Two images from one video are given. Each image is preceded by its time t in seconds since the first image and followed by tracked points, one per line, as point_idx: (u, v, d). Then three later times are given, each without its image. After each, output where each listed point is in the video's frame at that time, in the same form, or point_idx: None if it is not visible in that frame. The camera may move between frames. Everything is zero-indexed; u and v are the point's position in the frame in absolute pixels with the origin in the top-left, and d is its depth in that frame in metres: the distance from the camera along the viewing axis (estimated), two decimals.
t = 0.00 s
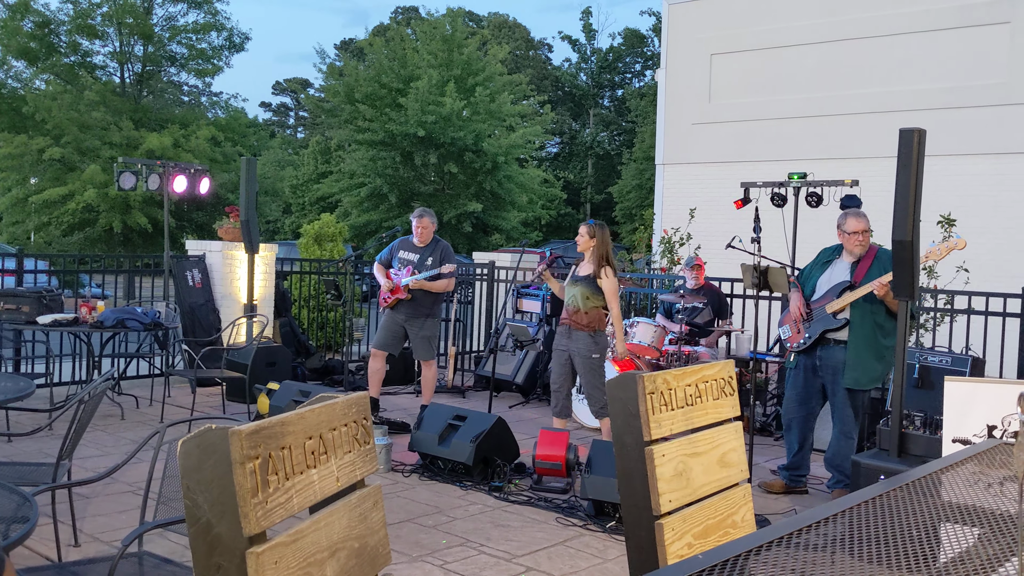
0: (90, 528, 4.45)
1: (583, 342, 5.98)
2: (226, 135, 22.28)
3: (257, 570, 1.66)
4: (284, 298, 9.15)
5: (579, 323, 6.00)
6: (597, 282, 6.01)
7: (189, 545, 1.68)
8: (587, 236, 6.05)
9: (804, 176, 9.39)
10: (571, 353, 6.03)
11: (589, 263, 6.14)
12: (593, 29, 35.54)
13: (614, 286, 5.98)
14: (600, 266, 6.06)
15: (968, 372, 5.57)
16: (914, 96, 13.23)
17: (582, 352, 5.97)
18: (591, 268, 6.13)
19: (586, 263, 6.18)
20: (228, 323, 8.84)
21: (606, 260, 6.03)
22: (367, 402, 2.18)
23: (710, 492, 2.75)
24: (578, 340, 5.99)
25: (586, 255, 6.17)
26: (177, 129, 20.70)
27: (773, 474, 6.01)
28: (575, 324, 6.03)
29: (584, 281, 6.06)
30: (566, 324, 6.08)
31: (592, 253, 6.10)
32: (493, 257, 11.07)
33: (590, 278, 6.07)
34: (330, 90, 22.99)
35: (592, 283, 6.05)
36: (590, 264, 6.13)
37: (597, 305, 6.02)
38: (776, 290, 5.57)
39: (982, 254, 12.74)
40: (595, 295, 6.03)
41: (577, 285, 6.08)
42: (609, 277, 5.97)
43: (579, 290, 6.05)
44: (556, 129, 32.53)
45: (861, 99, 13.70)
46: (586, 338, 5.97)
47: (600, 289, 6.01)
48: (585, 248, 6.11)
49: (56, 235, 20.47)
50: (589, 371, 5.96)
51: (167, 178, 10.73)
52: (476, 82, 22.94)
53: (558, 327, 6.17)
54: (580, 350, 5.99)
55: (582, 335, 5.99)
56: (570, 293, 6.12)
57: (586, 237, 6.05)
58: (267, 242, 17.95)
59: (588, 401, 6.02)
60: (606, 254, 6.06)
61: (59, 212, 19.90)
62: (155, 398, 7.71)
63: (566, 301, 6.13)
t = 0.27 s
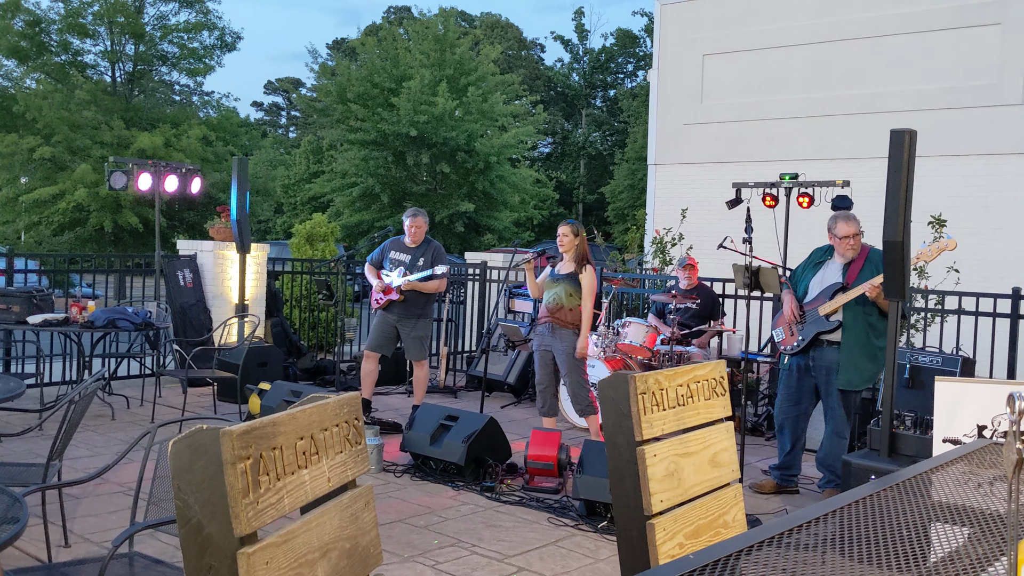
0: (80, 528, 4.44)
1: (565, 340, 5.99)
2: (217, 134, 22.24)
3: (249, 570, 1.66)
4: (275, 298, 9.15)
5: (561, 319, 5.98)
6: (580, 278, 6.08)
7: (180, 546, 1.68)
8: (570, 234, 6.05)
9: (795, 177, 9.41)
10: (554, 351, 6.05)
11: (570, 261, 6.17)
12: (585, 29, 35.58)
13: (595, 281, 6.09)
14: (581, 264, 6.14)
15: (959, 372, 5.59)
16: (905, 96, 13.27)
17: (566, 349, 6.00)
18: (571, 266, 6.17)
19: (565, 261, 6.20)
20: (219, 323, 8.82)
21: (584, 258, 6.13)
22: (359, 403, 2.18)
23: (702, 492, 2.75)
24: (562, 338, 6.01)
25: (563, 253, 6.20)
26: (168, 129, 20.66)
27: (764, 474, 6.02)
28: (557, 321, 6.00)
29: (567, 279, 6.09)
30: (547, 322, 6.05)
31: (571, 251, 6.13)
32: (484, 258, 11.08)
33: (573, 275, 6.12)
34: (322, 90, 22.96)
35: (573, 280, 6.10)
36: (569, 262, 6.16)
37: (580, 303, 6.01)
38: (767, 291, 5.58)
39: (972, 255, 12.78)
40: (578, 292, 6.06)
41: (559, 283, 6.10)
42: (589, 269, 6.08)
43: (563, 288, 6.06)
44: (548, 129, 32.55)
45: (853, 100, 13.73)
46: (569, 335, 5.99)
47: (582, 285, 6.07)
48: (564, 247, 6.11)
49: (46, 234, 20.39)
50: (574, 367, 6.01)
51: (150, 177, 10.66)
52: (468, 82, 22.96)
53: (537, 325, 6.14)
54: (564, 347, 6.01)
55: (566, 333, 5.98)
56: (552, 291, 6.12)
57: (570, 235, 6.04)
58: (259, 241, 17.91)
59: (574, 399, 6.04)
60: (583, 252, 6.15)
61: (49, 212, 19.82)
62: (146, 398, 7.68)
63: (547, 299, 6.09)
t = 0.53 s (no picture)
0: (72, 529, 4.42)
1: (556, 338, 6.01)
2: (210, 134, 22.17)
3: (241, 571, 1.65)
4: (267, 298, 9.15)
5: (548, 317, 6.05)
6: (564, 275, 6.10)
7: (172, 547, 1.67)
8: (553, 233, 6.08)
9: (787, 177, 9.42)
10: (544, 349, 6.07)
11: (551, 259, 6.17)
12: (578, 29, 35.58)
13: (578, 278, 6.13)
14: (562, 262, 6.16)
15: (951, 372, 5.60)
16: (898, 97, 13.29)
17: (556, 347, 6.01)
18: (553, 264, 6.18)
19: (546, 260, 6.19)
20: (211, 323, 8.80)
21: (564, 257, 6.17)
22: (352, 403, 2.17)
23: (694, 492, 2.75)
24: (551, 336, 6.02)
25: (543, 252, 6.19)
26: (160, 129, 20.60)
27: (757, 474, 6.03)
28: (545, 320, 6.05)
29: (551, 277, 6.10)
30: (534, 321, 6.09)
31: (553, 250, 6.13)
32: (478, 258, 11.07)
33: (557, 273, 6.13)
34: (315, 90, 22.92)
35: (557, 278, 6.12)
36: (550, 262, 6.16)
37: (566, 301, 6.08)
38: (759, 291, 5.60)
39: (964, 255, 12.83)
40: (563, 290, 6.11)
41: (544, 281, 6.12)
42: (572, 265, 6.10)
43: (549, 288, 6.08)
44: (541, 129, 32.56)
45: (845, 100, 13.76)
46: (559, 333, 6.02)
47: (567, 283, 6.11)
48: (546, 246, 6.10)
49: (38, 234, 20.32)
50: (563, 365, 6.01)
51: (141, 177, 10.62)
52: (461, 82, 22.96)
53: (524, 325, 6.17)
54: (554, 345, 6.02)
55: (554, 330, 5.98)
56: (536, 290, 6.12)
57: (553, 234, 6.06)
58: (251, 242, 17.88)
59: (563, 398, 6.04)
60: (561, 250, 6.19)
61: (41, 212, 19.75)
62: (138, 399, 7.67)
63: (533, 298, 6.12)
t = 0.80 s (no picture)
0: (65, 530, 4.41)
1: (551, 337, 6.05)
2: (203, 133, 22.14)
3: (234, 571, 1.64)
4: (261, 298, 9.14)
5: (542, 318, 6.03)
6: (553, 274, 6.09)
7: (164, 547, 1.67)
8: (536, 232, 6.09)
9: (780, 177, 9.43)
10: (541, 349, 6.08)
11: (535, 259, 6.13)
12: (572, 29, 35.60)
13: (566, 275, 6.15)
14: (547, 261, 6.14)
15: (943, 372, 5.60)
16: (890, 97, 13.32)
17: (552, 346, 6.04)
18: (537, 263, 6.14)
19: (530, 260, 6.15)
20: (204, 323, 8.79)
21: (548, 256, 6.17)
22: (345, 403, 2.17)
23: (688, 492, 2.75)
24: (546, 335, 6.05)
25: (526, 253, 6.16)
26: (153, 128, 20.56)
27: (750, 474, 6.04)
28: (541, 319, 6.03)
29: (541, 276, 6.06)
30: (527, 322, 6.06)
31: (537, 250, 6.12)
32: (471, 258, 11.07)
33: (545, 272, 6.10)
34: (308, 89, 22.90)
35: (546, 277, 6.10)
36: (535, 261, 6.13)
37: (558, 299, 6.08)
38: (753, 290, 5.64)
39: (956, 255, 12.87)
40: (553, 288, 6.10)
41: (534, 281, 6.06)
42: (559, 263, 6.11)
43: (540, 287, 6.05)
44: (535, 129, 32.58)
45: (839, 100, 13.79)
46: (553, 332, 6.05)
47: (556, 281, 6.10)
48: (530, 246, 6.11)
49: (30, 234, 20.25)
50: (558, 364, 6.04)
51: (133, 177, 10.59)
52: (454, 82, 22.95)
53: (515, 326, 6.14)
54: (551, 344, 6.05)
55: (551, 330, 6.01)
56: (527, 291, 6.06)
57: (538, 233, 6.07)
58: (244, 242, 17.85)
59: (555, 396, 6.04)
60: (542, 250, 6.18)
61: (33, 212, 19.69)
62: (131, 399, 7.65)
63: (524, 299, 6.07)
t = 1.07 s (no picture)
0: (58, 531, 4.39)
1: (548, 336, 6.06)
2: (197, 133, 22.08)
3: (228, 571, 1.64)
4: (255, 298, 9.12)
5: (539, 319, 6.03)
6: (547, 274, 6.16)
7: (158, 548, 1.67)
8: (526, 232, 6.08)
9: (774, 177, 9.44)
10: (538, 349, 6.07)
11: (528, 260, 6.18)
12: (567, 30, 35.61)
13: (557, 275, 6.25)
14: (539, 262, 6.21)
15: (937, 372, 5.62)
16: (884, 98, 13.35)
17: (548, 344, 6.05)
18: (530, 265, 6.20)
19: (521, 262, 6.18)
20: (198, 323, 8.77)
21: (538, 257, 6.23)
22: (340, 404, 2.17)
23: (681, 492, 2.75)
24: (544, 335, 6.06)
25: (517, 255, 6.18)
26: (147, 128, 20.51)
27: (744, 474, 6.05)
28: (538, 320, 6.02)
29: (536, 277, 6.11)
30: (523, 324, 6.04)
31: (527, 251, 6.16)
32: (466, 258, 11.07)
33: (539, 273, 6.15)
34: (302, 89, 22.86)
35: (541, 278, 6.14)
36: (528, 263, 6.18)
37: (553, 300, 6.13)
38: (747, 291, 5.63)
39: (950, 256, 12.91)
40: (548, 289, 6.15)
41: (530, 283, 6.10)
42: (549, 261, 6.21)
43: (537, 287, 6.08)
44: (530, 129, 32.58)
45: (833, 101, 13.82)
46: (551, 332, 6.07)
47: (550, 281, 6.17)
48: (521, 247, 6.10)
49: (23, 233, 20.18)
50: (554, 361, 6.05)
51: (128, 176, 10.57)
52: (449, 82, 22.95)
53: (509, 328, 6.11)
54: (547, 343, 6.05)
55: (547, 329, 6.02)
56: (524, 292, 6.07)
57: (529, 233, 6.07)
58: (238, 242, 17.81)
59: (551, 394, 6.05)
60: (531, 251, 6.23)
61: (26, 212, 19.62)
62: (125, 399, 7.63)
63: (520, 300, 6.06)
